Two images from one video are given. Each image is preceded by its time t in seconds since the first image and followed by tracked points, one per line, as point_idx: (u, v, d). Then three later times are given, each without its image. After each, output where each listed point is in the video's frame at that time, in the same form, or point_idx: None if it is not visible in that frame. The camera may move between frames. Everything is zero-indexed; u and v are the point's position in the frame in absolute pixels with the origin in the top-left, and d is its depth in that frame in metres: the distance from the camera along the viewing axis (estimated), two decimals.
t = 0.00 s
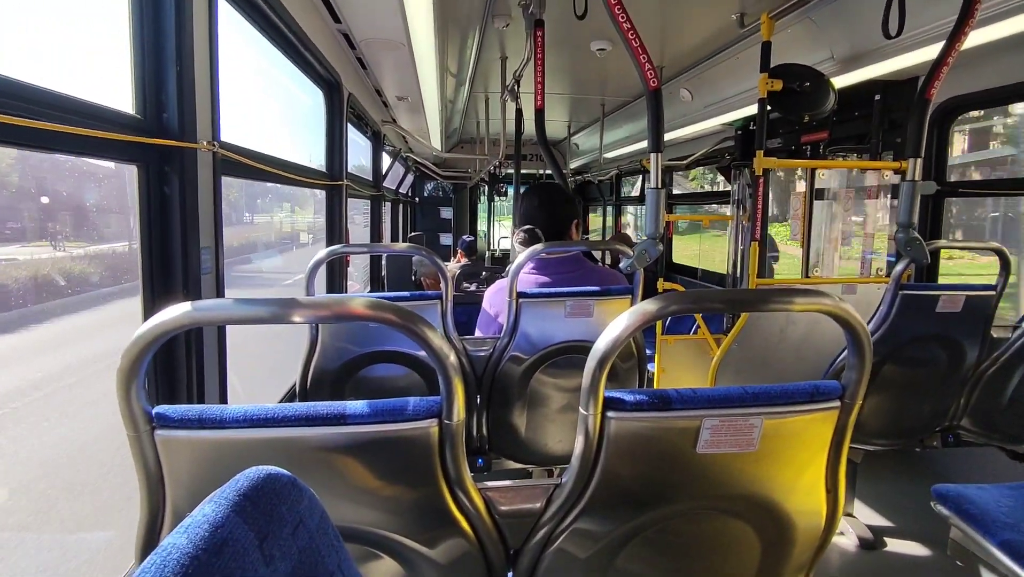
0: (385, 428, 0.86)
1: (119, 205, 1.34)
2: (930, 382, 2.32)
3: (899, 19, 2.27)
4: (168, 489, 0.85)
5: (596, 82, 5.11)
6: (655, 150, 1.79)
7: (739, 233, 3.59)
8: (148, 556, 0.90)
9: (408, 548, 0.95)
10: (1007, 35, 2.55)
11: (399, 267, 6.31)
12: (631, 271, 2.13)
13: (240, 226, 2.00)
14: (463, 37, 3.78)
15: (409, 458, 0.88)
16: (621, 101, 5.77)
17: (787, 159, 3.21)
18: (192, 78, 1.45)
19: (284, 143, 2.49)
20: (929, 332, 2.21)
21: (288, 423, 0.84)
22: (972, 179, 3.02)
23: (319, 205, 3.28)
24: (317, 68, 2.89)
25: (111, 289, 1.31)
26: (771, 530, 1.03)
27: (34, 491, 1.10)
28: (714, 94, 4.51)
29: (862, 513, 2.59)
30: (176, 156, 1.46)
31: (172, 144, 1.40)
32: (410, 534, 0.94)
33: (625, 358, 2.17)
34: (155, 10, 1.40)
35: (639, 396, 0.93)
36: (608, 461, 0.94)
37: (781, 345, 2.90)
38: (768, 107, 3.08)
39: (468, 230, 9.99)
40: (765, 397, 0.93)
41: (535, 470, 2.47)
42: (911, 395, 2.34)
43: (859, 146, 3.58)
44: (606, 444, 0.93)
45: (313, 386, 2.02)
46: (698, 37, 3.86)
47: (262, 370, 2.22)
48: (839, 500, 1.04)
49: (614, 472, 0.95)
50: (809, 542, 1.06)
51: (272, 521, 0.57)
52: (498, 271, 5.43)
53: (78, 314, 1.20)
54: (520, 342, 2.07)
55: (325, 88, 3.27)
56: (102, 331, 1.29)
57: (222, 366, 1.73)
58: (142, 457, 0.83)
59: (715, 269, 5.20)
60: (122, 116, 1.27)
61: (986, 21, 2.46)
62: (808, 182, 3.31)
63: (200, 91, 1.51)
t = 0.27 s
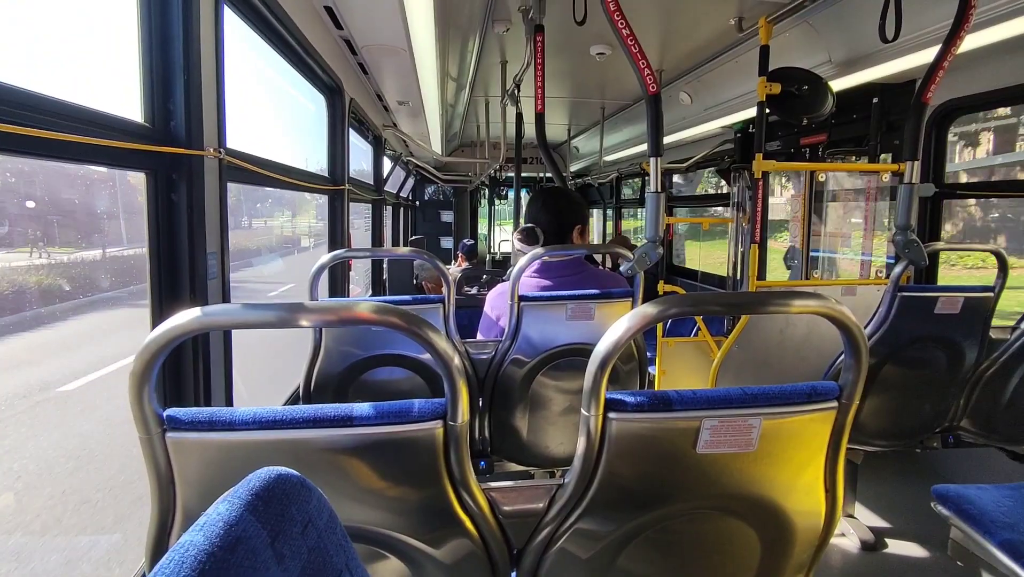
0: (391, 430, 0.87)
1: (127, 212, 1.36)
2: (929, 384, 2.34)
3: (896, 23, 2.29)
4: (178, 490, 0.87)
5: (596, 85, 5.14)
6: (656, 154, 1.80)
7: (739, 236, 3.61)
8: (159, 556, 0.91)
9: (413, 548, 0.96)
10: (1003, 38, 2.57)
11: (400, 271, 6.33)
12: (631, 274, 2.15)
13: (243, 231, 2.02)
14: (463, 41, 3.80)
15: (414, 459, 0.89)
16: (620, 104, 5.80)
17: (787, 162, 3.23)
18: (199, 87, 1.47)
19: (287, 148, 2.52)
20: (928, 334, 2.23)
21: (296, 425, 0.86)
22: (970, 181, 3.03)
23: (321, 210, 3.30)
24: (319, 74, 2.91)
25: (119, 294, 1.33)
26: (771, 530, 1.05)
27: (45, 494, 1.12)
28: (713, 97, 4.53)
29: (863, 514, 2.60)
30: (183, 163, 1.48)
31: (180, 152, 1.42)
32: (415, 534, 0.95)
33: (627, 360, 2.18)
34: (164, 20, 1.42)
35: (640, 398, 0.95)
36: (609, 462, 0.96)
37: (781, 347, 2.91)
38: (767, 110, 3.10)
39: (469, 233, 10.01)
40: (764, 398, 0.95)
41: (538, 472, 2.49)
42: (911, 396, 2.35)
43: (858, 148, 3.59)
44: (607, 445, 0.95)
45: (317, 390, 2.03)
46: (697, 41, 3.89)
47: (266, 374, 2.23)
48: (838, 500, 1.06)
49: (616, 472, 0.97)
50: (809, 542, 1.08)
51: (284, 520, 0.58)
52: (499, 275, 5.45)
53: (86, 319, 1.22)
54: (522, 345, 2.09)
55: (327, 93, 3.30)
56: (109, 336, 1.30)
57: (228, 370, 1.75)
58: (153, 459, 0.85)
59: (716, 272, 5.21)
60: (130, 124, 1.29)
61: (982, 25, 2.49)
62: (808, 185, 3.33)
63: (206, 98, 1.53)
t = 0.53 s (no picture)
0: (392, 436, 0.87)
1: (130, 217, 1.37)
2: (930, 392, 2.33)
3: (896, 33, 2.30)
4: (179, 496, 0.87)
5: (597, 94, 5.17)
6: (656, 162, 1.81)
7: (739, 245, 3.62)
8: (158, 562, 0.91)
9: (414, 555, 0.96)
10: (1002, 48, 2.58)
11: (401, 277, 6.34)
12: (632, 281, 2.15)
13: (245, 237, 2.03)
14: (465, 50, 3.83)
15: (415, 465, 0.89)
16: (621, 112, 5.83)
17: (787, 170, 3.24)
18: (203, 94, 1.48)
19: (289, 154, 2.53)
20: (928, 342, 2.23)
21: (297, 430, 0.86)
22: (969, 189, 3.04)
23: (323, 216, 3.32)
24: (322, 81, 2.93)
25: (121, 299, 1.34)
26: (772, 538, 1.04)
27: (45, 499, 1.12)
28: (713, 106, 4.55)
29: (864, 524, 2.59)
30: (187, 169, 1.49)
31: (183, 158, 1.42)
32: (416, 541, 0.95)
33: (627, 367, 2.18)
34: (170, 28, 1.43)
35: (641, 404, 0.95)
36: (610, 468, 0.96)
37: (782, 355, 2.91)
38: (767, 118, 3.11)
39: (469, 240, 10.03)
40: (765, 405, 0.95)
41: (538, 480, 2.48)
42: (912, 404, 2.35)
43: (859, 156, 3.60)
44: (608, 452, 0.95)
45: (318, 396, 2.03)
46: (697, 50, 3.91)
47: (267, 380, 2.23)
48: (839, 508, 1.06)
49: (617, 479, 0.96)
50: (810, 550, 1.07)
51: (286, 524, 0.58)
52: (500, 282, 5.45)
53: (89, 324, 1.22)
54: (523, 352, 2.09)
55: (330, 101, 3.32)
56: (111, 341, 1.31)
57: (229, 375, 1.75)
58: (154, 464, 0.85)
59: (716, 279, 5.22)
60: (135, 131, 1.30)
61: (981, 34, 2.50)
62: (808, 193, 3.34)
63: (211, 105, 1.54)
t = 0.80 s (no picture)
0: (389, 441, 0.89)
1: (134, 222, 1.39)
2: (926, 403, 2.35)
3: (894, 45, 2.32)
4: (179, 498, 0.88)
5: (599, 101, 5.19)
6: (655, 171, 1.83)
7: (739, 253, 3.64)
8: (157, 563, 0.93)
9: (409, 559, 0.97)
10: (1001, 61, 2.60)
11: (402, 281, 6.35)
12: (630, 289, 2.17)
13: (247, 240, 2.05)
14: (468, 56, 3.86)
15: (411, 471, 0.91)
16: (623, 119, 5.86)
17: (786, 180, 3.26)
18: (208, 101, 1.50)
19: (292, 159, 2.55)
20: (924, 352, 2.24)
21: (296, 435, 0.87)
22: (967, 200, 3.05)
23: (324, 220, 3.34)
24: (326, 87, 2.96)
25: (124, 302, 1.36)
26: (763, 545, 1.06)
27: (46, 500, 1.13)
28: (714, 114, 4.58)
29: (861, 533, 2.59)
30: (191, 175, 1.52)
31: (187, 165, 1.45)
32: (411, 545, 0.97)
33: (625, 374, 2.19)
34: (176, 36, 1.46)
35: (634, 413, 0.96)
36: (604, 475, 0.97)
37: (780, 363, 2.92)
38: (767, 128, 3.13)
39: (470, 245, 10.05)
40: (756, 415, 0.96)
41: (535, 486, 2.49)
42: (908, 415, 2.36)
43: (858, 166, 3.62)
44: (602, 459, 0.96)
45: (317, 400, 2.05)
46: (699, 59, 3.94)
47: (266, 383, 2.25)
48: (830, 517, 1.07)
49: (610, 486, 0.98)
50: (802, 558, 1.09)
51: (284, 527, 0.60)
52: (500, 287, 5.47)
53: (92, 326, 1.24)
54: (521, 358, 2.11)
55: (333, 106, 3.34)
56: (113, 343, 1.32)
57: (229, 379, 1.77)
58: (155, 466, 0.86)
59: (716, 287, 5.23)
60: (140, 137, 1.32)
61: (979, 47, 2.52)
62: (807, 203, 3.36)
63: (215, 112, 1.56)
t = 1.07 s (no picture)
0: (387, 442, 0.88)
1: (135, 220, 1.39)
2: (927, 409, 2.34)
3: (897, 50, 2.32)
4: (176, 498, 0.88)
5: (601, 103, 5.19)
6: (657, 175, 1.83)
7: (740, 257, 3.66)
8: (154, 563, 0.92)
9: (406, 561, 0.97)
10: (1003, 67, 2.60)
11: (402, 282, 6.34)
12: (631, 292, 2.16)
13: (247, 240, 2.04)
14: (470, 58, 3.86)
15: (410, 472, 0.90)
16: (625, 122, 5.86)
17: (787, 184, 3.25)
18: (210, 100, 1.50)
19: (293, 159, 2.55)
20: (925, 358, 2.23)
21: (294, 435, 0.87)
22: (969, 206, 3.05)
23: (325, 221, 3.33)
24: (328, 87, 2.96)
25: (123, 300, 1.35)
26: (763, 551, 1.05)
27: (43, 499, 1.13)
28: (716, 118, 4.58)
29: (859, 539, 2.59)
30: (192, 174, 1.51)
31: (188, 163, 1.44)
32: (409, 548, 0.96)
33: (624, 377, 2.19)
34: (179, 35, 1.46)
35: (634, 416, 0.96)
36: (603, 479, 0.97)
37: (780, 368, 2.91)
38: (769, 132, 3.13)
39: (471, 247, 10.05)
40: (756, 419, 0.96)
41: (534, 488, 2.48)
42: (908, 420, 2.35)
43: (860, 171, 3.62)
44: (601, 462, 0.96)
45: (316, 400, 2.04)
46: (701, 62, 3.94)
47: (265, 383, 2.24)
48: (831, 522, 1.06)
49: (609, 489, 0.97)
50: (801, 564, 1.08)
51: (280, 529, 0.60)
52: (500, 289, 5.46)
53: (91, 325, 1.23)
54: (521, 360, 2.10)
55: (335, 106, 3.34)
56: (112, 342, 1.32)
57: (228, 378, 1.76)
58: (152, 466, 0.86)
59: (716, 291, 5.23)
60: (142, 136, 1.32)
61: (982, 53, 2.52)
62: (808, 207, 3.36)
63: (217, 111, 1.56)
